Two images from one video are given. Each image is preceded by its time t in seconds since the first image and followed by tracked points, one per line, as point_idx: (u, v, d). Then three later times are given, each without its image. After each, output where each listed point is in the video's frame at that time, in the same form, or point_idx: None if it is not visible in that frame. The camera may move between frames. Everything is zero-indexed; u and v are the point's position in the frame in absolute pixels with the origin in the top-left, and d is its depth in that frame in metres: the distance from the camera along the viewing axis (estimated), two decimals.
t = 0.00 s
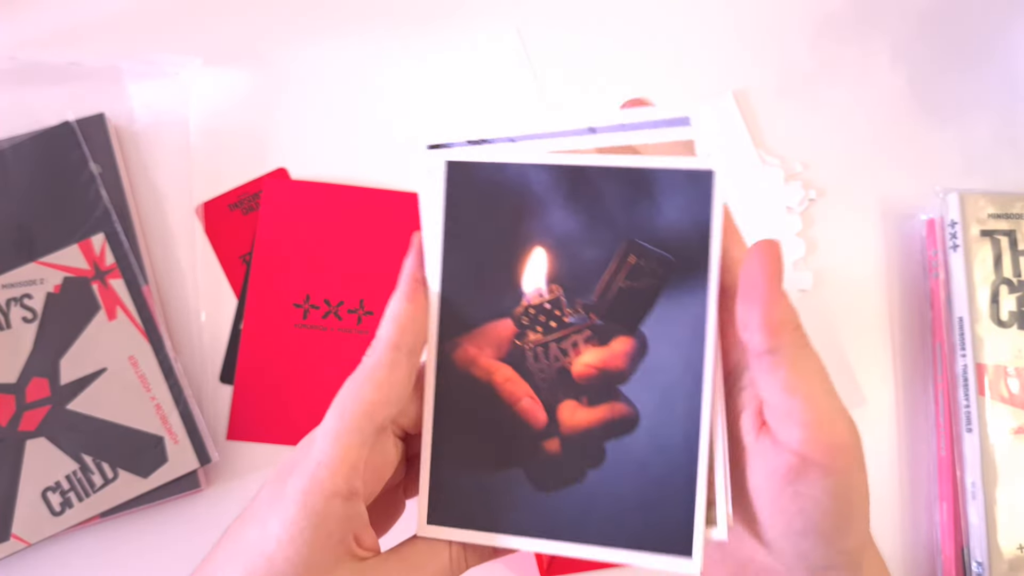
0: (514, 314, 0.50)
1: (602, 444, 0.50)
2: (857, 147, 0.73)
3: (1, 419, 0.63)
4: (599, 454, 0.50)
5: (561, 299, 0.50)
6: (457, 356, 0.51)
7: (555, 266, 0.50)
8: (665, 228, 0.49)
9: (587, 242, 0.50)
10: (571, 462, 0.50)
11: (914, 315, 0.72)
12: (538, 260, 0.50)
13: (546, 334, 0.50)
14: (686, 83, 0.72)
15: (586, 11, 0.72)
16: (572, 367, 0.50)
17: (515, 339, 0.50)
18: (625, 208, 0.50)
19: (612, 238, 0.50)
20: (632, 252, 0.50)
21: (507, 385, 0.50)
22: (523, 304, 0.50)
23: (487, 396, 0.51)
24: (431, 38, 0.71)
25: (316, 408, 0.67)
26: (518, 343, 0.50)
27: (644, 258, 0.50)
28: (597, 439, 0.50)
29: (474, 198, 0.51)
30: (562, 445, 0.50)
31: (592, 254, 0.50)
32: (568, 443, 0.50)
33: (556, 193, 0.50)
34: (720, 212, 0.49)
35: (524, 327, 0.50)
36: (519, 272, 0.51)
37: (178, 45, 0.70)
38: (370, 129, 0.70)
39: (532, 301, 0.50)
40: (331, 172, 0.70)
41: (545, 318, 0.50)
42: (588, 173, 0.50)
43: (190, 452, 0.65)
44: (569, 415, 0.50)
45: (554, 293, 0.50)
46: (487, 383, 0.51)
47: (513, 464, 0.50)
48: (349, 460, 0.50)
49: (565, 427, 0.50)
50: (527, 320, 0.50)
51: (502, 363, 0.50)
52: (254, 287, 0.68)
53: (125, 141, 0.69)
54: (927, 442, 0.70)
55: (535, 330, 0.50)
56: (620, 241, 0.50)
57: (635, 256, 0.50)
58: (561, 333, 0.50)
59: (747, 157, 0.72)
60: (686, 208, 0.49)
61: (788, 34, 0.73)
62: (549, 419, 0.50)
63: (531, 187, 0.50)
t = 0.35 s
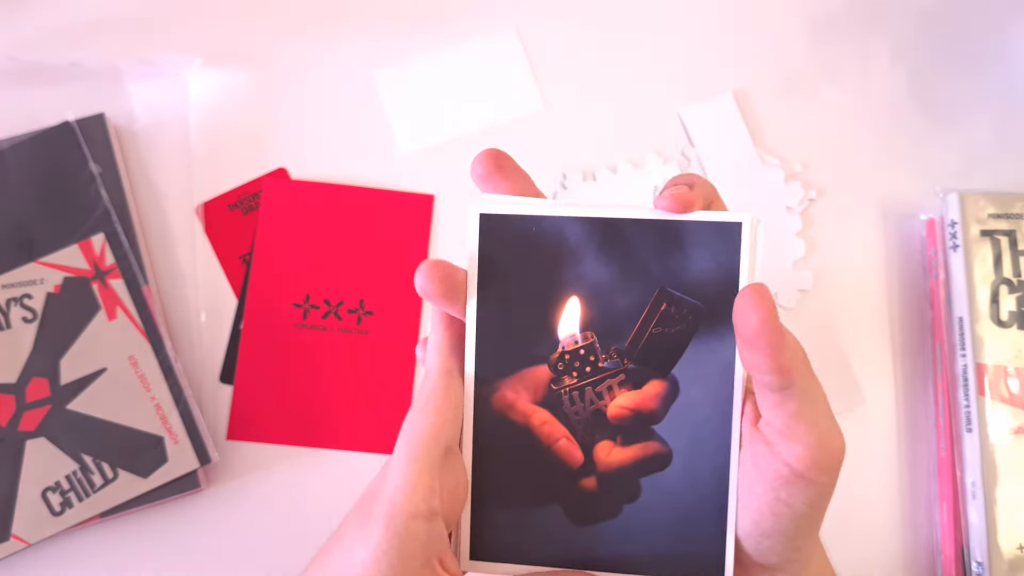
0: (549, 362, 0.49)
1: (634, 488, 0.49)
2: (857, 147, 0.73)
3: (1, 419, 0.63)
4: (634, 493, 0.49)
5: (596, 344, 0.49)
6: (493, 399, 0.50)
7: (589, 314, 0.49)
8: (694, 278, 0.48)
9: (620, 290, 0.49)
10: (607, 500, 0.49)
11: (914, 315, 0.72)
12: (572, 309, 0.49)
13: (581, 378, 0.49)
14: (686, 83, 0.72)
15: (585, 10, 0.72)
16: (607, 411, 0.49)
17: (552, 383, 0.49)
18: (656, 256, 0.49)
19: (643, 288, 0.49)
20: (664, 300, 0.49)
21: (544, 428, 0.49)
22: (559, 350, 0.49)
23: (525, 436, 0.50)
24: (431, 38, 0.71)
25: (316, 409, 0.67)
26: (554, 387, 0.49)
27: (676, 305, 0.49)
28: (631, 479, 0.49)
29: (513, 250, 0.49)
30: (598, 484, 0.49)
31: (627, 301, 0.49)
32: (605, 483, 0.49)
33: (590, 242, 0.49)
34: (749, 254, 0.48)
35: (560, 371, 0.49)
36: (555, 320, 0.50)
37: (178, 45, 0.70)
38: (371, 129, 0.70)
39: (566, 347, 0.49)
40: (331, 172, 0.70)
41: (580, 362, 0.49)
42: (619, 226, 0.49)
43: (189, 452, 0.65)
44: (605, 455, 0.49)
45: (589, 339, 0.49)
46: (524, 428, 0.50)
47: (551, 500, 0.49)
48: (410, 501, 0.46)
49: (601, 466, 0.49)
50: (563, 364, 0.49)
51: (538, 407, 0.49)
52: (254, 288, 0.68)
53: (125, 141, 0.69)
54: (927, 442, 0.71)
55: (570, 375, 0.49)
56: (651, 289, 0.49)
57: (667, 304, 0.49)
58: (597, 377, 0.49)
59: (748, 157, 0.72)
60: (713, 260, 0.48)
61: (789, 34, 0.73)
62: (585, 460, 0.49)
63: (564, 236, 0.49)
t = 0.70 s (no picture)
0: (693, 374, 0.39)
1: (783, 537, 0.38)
2: (857, 147, 0.73)
3: (2, 419, 0.63)
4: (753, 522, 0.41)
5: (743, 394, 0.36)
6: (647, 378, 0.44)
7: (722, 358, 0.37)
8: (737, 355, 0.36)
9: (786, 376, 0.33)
10: (721, 509, 0.43)
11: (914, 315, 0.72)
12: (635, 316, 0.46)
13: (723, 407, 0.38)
14: (686, 83, 0.72)
15: (586, 11, 0.72)
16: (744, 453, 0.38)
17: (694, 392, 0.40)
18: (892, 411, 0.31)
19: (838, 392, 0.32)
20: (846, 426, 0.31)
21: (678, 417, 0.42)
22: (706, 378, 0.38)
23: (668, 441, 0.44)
24: (432, 38, 0.71)
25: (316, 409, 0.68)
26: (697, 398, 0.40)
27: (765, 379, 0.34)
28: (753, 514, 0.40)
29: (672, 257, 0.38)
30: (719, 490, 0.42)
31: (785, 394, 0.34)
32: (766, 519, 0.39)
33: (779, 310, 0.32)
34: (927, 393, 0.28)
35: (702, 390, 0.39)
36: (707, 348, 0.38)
37: (180, 46, 0.70)
38: (371, 129, 0.70)
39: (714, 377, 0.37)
40: (331, 172, 0.70)
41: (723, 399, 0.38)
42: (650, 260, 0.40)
43: (190, 451, 0.65)
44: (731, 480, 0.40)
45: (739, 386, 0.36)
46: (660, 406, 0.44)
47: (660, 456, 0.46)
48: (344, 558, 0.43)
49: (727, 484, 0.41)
50: (707, 386, 0.38)
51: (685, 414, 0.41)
52: (254, 288, 0.69)
53: (125, 141, 0.69)
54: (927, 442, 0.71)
55: (711, 399, 0.38)
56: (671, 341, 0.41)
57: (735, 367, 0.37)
58: (738, 419, 0.37)
59: (748, 156, 0.72)
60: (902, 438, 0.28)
61: (789, 34, 0.73)
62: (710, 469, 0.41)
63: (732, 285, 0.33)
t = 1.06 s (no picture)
0: (690, 403, 0.45)
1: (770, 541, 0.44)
2: (855, 147, 0.73)
3: (5, 418, 0.63)
4: (745, 544, 0.45)
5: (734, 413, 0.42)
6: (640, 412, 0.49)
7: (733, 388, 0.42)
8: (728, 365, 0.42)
9: (767, 385, 0.40)
10: (717, 539, 0.46)
11: (912, 315, 0.72)
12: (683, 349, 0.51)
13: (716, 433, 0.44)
14: (686, 84, 0.72)
15: (585, 12, 0.72)
16: (737, 471, 0.43)
17: (689, 423, 0.45)
18: (821, 375, 0.38)
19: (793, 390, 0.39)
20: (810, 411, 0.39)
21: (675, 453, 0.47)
22: (701, 399, 0.44)
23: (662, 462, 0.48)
24: (432, 38, 0.71)
25: (316, 408, 0.68)
26: (692, 428, 0.45)
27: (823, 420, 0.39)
28: (744, 533, 0.45)
29: (672, 301, 0.45)
30: (715, 518, 0.46)
31: (771, 395, 0.40)
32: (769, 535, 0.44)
33: (749, 324, 0.41)
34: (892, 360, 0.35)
35: (698, 418, 0.44)
36: (701, 374, 0.44)
37: (181, 47, 0.70)
38: (372, 130, 0.71)
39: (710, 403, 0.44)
40: (332, 172, 0.70)
41: (718, 423, 0.43)
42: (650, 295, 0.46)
43: (191, 451, 0.66)
44: (725, 502, 0.45)
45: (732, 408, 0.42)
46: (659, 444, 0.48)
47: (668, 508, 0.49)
48: (441, 540, 0.52)
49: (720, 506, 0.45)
50: (703, 415, 0.44)
51: (679, 441, 0.47)
52: (255, 288, 0.69)
53: (127, 142, 0.70)
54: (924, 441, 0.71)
55: (708, 426, 0.44)
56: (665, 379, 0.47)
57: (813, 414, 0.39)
58: (731, 441, 0.43)
59: (747, 157, 0.72)
60: (875, 399, 0.36)
61: (787, 34, 0.73)
62: (704, 501, 0.46)
63: (722, 307, 0.42)
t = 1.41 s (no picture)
0: (623, 401, 0.57)
1: (693, 492, 0.56)
2: (855, 147, 0.74)
3: (6, 418, 0.63)
4: (674, 504, 0.56)
5: (656, 394, 0.57)
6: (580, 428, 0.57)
7: (655, 373, 0.57)
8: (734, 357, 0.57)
9: (683, 356, 0.57)
10: (652, 512, 0.56)
11: (911, 315, 0.72)
12: (642, 370, 0.57)
13: (645, 417, 0.57)
14: (685, 84, 0.73)
15: (585, 12, 0.73)
16: (662, 442, 0.57)
17: (623, 418, 0.57)
18: (705, 340, 0.57)
19: (696, 356, 0.57)
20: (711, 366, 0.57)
21: (613, 449, 0.57)
22: (630, 396, 0.57)
23: (598, 462, 0.57)
24: (433, 39, 0.71)
25: (317, 409, 0.68)
26: (625, 421, 0.57)
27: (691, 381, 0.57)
28: (674, 494, 0.56)
29: (603, 335, 0.58)
30: (650, 495, 0.56)
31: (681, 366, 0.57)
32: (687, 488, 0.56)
33: (665, 323, 0.57)
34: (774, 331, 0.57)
35: (630, 410, 0.57)
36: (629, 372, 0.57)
37: (182, 47, 0.70)
38: (373, 130, 0.71)
39: (636, 393, 0.57)
40: (332, 172, 0.71)
41: (644, 408, 0.57)
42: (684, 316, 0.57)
43: (191, 451, 0.66)
44: (656, 475, 0.56)
45: (653, 390, 0.57)
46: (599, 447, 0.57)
47: (610, 504, 0.56)
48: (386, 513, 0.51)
49: (653, 480, 0.56)
50: (632, 406, 0.57)
51: (615, 437, 0.57)
52: (256, 288, 0.69)
53: (128, 142, 0.70)
54: (924, 440, 0.71)
55: (638, 414, 0.57)
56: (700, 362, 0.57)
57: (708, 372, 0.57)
58: (654, 419, 0.57)
59: (747, 157, 0.72)
60: (749, 345, 0.57)
61: (787, 35, 0.74)
62: (641, 480, 0.56)
63: (642, 316, 0.57)
